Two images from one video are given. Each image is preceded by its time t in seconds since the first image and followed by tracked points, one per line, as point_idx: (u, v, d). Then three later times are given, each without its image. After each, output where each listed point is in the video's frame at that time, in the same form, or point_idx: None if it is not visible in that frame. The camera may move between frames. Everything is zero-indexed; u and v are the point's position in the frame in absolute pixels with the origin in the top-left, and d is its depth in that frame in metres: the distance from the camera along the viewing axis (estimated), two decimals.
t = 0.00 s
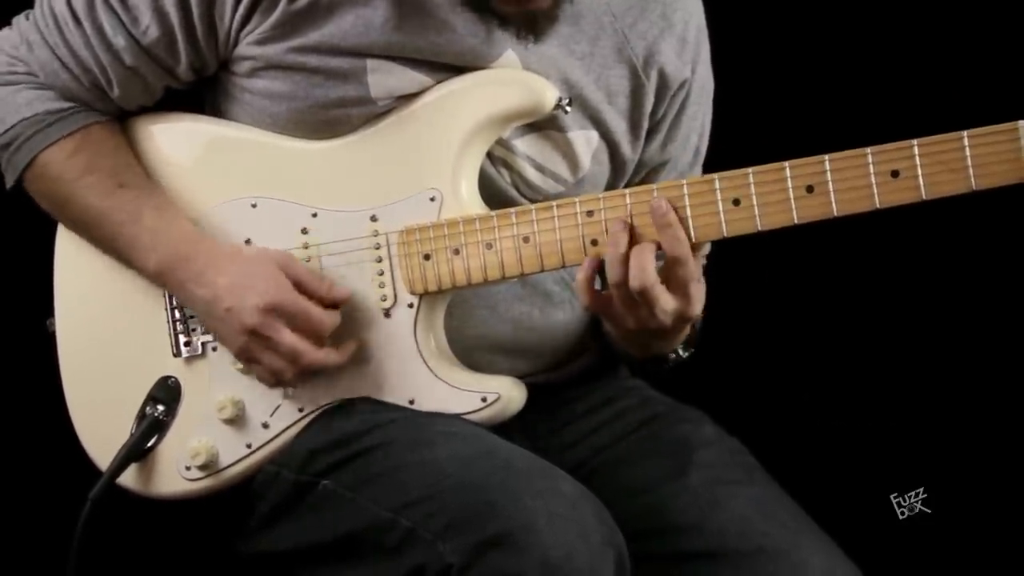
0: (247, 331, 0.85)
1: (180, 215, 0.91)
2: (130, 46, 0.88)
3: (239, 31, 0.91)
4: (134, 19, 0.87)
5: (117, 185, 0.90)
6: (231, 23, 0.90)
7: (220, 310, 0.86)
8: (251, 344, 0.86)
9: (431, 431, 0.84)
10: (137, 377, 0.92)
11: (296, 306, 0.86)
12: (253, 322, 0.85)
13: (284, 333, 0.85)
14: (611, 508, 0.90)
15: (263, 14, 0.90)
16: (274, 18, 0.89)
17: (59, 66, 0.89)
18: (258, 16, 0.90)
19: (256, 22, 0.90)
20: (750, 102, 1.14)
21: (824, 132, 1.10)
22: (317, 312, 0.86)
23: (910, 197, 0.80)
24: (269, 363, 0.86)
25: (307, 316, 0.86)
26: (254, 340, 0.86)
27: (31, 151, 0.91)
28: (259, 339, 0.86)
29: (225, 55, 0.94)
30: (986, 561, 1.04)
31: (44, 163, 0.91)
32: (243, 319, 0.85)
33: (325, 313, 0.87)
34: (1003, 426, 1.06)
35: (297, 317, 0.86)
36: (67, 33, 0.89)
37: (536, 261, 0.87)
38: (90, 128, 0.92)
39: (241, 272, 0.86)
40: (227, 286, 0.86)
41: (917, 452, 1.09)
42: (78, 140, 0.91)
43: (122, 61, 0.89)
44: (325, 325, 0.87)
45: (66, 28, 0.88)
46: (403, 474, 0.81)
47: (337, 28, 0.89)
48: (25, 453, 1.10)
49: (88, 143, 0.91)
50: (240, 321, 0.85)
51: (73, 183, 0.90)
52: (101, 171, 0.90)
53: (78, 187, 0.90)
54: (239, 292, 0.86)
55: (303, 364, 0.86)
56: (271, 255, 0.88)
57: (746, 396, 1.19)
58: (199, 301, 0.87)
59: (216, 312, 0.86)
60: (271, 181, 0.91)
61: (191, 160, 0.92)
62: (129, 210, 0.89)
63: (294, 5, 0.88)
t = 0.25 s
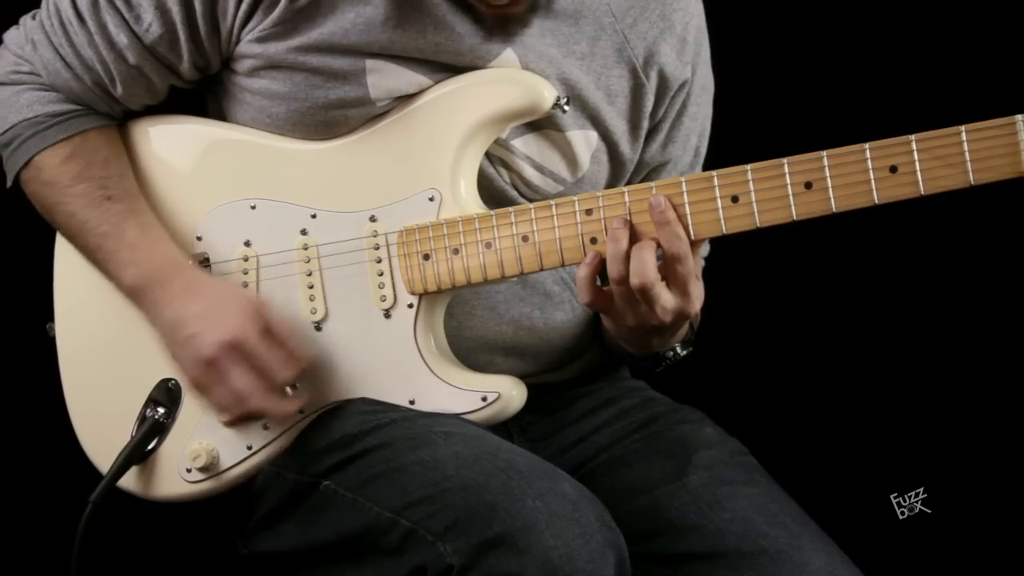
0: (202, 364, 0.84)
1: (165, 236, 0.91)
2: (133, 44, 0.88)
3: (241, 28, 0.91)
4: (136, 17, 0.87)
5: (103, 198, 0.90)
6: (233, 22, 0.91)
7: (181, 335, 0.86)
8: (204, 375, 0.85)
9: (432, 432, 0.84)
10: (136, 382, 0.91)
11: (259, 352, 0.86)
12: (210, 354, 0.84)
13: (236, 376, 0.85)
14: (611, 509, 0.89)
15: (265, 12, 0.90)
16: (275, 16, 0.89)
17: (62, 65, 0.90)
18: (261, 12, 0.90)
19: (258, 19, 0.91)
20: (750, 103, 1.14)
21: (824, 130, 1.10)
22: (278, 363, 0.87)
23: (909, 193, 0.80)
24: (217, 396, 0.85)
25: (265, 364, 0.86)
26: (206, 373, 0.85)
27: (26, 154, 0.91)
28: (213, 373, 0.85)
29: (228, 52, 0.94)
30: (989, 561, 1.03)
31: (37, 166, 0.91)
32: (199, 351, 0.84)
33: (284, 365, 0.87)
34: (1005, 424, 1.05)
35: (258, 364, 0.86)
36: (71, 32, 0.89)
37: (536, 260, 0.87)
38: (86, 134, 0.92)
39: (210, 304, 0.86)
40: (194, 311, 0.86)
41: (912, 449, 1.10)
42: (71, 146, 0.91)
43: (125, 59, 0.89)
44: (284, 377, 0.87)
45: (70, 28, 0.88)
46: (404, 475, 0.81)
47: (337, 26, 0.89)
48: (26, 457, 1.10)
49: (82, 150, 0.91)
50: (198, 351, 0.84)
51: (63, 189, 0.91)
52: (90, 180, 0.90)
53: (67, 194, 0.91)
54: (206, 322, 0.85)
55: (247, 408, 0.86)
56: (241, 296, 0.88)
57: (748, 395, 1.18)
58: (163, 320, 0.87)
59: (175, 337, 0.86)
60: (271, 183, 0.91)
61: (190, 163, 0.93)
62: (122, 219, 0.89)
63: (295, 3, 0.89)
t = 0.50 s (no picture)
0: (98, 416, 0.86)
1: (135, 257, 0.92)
2: (134, 40, 0.89)
3: (243, 24, 0.92)
4: (137, 12, 0.88)
5: (75, 218, 0.91)
6: (235, 18, 0.91)
7: (98, 376, 0.87)
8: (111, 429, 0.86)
9: (431, 432, 0.84)
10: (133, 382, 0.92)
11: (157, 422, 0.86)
12: (113, 412, 0.85)
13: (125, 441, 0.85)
14: (610, 509, 0.89)
15: (266, 8, 0.91)
16: (276, 12, 0.90)
17: (62, 63, 0.91)
18: (263, 7, 0.91)
19: (259, 16, 0.91)
20: (751, 104, 1.14)
21: (825, 129, 1.10)
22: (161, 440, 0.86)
23: (906, 190, 0.79)
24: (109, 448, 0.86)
25: (154, 439, 0.86)
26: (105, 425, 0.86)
27: (17, 155, 0.93)
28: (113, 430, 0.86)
29: (230, 48, 0.95)
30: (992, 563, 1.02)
31: (25, 170, 0.93)
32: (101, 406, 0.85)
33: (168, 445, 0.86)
34: (1008, 425, 1.04)
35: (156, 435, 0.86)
36: (75, 30, 0.90)
37: (533, 259, 0.87)
38: (73, 144, 0.92)
39: (137, 355, 0.87)
40: (118, 362, 0.86)
41: (915, 450, 1.09)
42: (57, 154, 0.92)
43: (127, 56, 0.90)
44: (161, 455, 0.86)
45: (74, 25, 0.90)
46: (403, 475, 0.81)
47: (337, 22, 0.89)
48: (28, 455, 1.11)
49: (66, 162, 0.92)
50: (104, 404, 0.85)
51: (43, 200, 0.93)
52: (67, 195, 0.91)
53: (45, 205, 0.93)
54: (123, 374, 0.86)
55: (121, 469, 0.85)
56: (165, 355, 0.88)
57: (750, 396, 1.18)
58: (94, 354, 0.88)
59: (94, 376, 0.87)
60: (270, 183, 0.92)
61: (190, 163, 0.93)
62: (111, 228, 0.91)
63: None
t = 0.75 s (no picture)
0: (187, 371, 0.84)
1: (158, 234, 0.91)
2: (133, 44, 0.88)
3: (241, 29, 0.92)
4: (136, 16, 0.88)
5: (101, 194, 0.90)
6: (234, 22, 0.91)
7: (171, 331, 0.85)
8: (193, 369, 0.84)
9: (432, 432, 0.84)
10: (134, 382, 0.92)
11: (246, 338, 0.84)
12: (198, 347, 0.83)
13: (226, 365, 0.84)
14: (611, 509, 0.89)
15: (266, 12, 0.91)
16: (276, 16, 0.90)
17: (62, 63, 0.91)
18: (262, 11, 0.91)
19: (259, 19, 0.91)
20: (750, 106, 1.14)
21: (823, 132, 1.10)
22: (258, 353, 0.85)
23: (908, 193, 0.80)
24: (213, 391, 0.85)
25: (253, 354, 0.84)
26: (199, 366, 0.84)
27: (28, 149, 0.92)
28: (203, 365, 0.84)
29: (228, 52, 0.95)
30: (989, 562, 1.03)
31: (36, 163, 0.92)
32: (186, 346, 0.84)
33: (270, 352, 0.86)
34: (1003, 425, 1.05)
35: (243, 351, 0.84)
36: (74, 32, 0.90)
37: (536, 260, 0.87)
38: (85, 132, 0.92)
39: (196, 300, 0.85)
40: (180, 310, 0.85)
41: (913, 451, 1.10)
42: (71, 142, 0.92)
43: (125, 59, 0.89)
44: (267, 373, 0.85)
45: (73, 27, 0.90)
46: (404, 475, 0.81)
47: (336, 26, 0.90)
48: (27, 455, 1.10)
49: (81, 149, 0.92)
50: (186, 343, 0.84)
51: (61, 186, 0.92)
52: (88, 176, 0.91)
53: (65, 189, 0.92)
54: (191, 317, 0.84)
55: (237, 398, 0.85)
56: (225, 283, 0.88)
57: (749, 396, 1.18)
58: (155, 318, 0.86)
59: (168, 332, 0.85)
60: (271, 183, 0.92)
61: (191, 163, 0.93)
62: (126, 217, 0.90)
63: (295, 4, 0.89)
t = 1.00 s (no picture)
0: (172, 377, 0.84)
1: (156, 236, 0.92)
2: (132, 44, 0.89)
3: (241, 30, 0.92)
4: (135, 17, 0.88)
5: (98, 195, 0.90)
6: (232, 22, 0.91)
7: (161, 336, 0.85)
8: (181, 377, 0.84)
9: (431, 432, 0.84)
10: (135, 381, 0.92)
11: (235, 355, 0.84)
12: (187, 357, 0.83)
13: (213, 377, 0.83)
14: (611, 509, 0.89)
15: (265, 12, 0.91)
16: (275, 17, 0.90)
17: (61, 63, 0.91)
18: (261, 12, 0.91)
19: (258, 20, 0.91)
20: (751, 107, 1.14)
21: (823, 132, 1.10)
22: (244, 372, 0.84)
23: (908, 193, 0.80)
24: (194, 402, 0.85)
25: (240, 372, 0.84)
26: (185, 375, 0.84)
27: (27, 149, 0.92)
28: (191, 375, 0.84)
29: (228, 53, 0.95)
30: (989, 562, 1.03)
31: (36, 162, 0.92)
32: (172, 355, 0.84)
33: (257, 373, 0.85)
34: (1003, 425, 1.05)
35: (231, 367, 0.84)
36: (73, 32, 0.90)
37: (535, 260, 0.87)
38: (84, 132, 0.93)
39: (190, 308, 0.85)
40: (173, 316, 0.85)
41: (913, 451, 1.10)
42: (69, 143, 0.92)
43: (124, 59, 0.90)
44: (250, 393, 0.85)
45: (72, 27, 0.90)
46: (404, 475, 0.81)
47: (337, 27, 0.90)
48: (27, 454, 1.10)
49: (81, 150, 0.92)
50: (176, 351, 0.83)
51: (60, 186, 0.92)
52: (87, 177, 0.91)
53: (64, 190, 0.92)
54: (183, 324, 0.84)
55: (218, 414, 0.84)
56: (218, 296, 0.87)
57: (749, 397, 1.18)
58: (145, 321, 0.86)
59: (158, 336, 0.85)
60: (272, 183, 0.92)
61: (192, 162, 0.93)
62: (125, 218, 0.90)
63: (294, 5, 0.89)
